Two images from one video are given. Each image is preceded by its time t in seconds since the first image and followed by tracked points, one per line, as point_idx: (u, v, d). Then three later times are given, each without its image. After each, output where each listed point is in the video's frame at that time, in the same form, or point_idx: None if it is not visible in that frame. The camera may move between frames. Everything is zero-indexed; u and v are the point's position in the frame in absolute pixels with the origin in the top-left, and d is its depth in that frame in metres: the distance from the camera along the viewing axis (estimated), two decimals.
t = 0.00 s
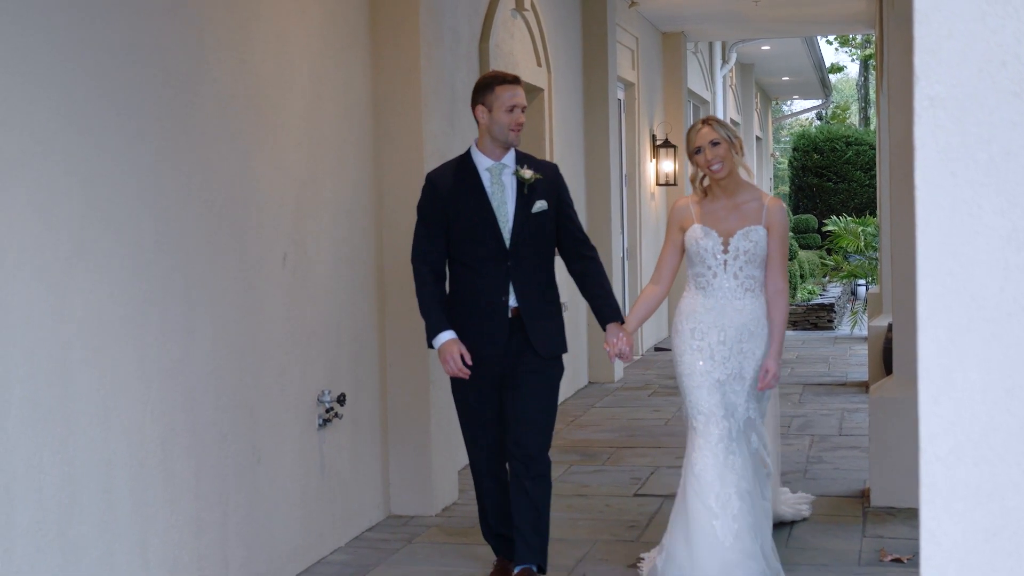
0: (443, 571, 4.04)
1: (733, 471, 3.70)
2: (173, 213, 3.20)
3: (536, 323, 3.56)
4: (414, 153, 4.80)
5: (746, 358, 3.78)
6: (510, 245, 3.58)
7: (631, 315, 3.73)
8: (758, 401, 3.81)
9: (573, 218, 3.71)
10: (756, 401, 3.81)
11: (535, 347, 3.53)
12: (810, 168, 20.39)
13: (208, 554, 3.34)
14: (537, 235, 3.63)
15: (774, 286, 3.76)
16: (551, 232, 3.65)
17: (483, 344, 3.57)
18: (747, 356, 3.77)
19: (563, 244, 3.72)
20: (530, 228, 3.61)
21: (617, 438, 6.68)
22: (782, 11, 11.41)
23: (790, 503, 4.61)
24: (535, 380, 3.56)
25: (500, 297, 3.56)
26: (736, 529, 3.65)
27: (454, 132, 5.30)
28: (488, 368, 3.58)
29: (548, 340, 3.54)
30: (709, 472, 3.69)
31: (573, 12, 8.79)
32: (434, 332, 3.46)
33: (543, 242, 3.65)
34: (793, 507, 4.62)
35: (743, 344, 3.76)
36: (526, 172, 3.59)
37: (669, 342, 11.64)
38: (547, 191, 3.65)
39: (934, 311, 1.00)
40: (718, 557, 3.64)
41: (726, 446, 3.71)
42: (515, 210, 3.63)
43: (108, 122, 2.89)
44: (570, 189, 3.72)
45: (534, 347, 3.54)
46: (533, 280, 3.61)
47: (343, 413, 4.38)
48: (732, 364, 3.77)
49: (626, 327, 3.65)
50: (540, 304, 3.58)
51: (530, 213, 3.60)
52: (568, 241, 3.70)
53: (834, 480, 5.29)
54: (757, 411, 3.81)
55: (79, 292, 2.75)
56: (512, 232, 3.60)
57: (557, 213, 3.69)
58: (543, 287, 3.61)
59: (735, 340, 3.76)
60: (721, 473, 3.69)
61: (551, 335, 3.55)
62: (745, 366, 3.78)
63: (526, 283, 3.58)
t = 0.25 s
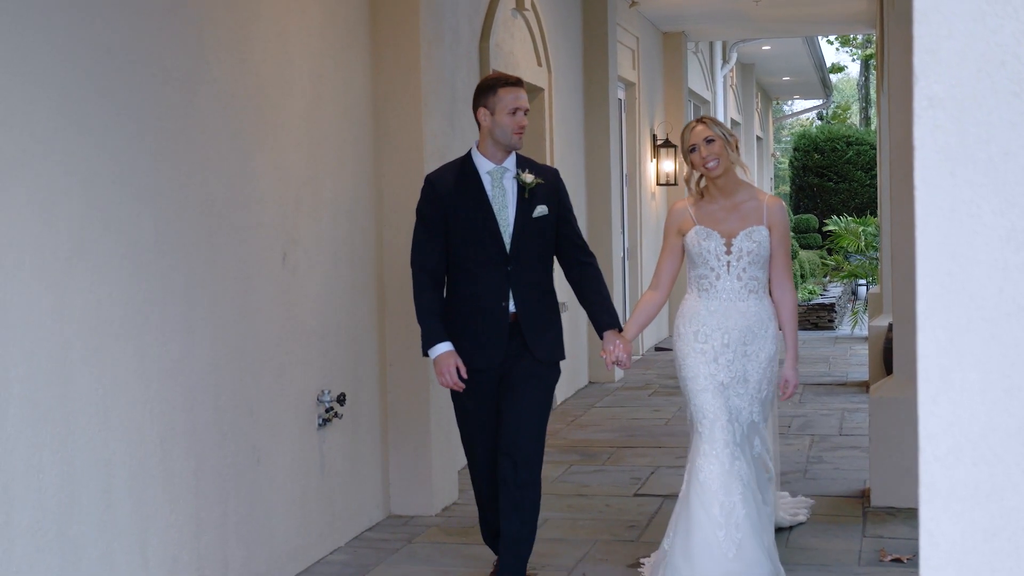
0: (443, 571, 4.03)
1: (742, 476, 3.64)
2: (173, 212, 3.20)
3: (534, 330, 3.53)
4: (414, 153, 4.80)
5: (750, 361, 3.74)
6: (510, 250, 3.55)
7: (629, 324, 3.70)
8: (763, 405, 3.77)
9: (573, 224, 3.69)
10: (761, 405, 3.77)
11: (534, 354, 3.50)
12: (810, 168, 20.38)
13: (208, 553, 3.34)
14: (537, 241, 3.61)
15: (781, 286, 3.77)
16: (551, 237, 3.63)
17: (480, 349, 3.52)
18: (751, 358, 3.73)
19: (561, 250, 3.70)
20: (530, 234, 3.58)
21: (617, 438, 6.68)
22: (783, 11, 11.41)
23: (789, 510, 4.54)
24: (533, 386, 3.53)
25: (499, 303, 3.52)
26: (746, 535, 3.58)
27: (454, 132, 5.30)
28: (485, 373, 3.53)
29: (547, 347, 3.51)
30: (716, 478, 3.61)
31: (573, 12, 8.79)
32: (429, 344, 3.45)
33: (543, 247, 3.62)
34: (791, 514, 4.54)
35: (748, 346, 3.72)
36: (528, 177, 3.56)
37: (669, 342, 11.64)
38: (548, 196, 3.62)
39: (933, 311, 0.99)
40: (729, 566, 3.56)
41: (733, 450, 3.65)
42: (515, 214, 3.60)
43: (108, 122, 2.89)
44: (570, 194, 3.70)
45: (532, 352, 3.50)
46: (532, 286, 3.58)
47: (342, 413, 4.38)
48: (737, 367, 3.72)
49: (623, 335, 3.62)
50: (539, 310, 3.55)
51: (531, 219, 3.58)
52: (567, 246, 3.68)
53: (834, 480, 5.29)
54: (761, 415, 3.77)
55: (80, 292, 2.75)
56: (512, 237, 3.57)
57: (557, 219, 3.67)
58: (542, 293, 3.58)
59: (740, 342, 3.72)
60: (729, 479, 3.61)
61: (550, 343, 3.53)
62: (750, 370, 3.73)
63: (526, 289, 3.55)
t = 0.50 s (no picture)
0: (443, 571, 4.04)
1: (745, 476, 3.62)
2: (173, 212, 3.20)
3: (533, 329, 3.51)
4: (414, 152, 4.80)
5: (754, 359, 3.71)
6: (509, 248, 3.53)
7: (628, 325, 3.67)
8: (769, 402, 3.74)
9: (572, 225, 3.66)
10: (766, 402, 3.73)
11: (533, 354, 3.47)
12: (811, 168, 20.38)
13: (208, 553, 3.34)
14: (536, 240, 3.57)
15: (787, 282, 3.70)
16: (550, 237, 3.60)
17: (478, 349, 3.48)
18: (754, 356, 3.70)
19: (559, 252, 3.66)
20: (530, 232, 3.56)
21: (617, 437, 6.68)
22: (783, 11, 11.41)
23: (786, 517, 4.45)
24: (531, 387, 3.50)
25: (498, 301, 3.50)
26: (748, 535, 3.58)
27: (454, 131, 5.30)
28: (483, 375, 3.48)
29: (545, 347, 3.50)
30: (717, 478, 3.61)
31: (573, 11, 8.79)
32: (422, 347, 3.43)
33: (542, 247, 3.59)
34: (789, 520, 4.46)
35: (751, 345, 3.69)
36: (529, 175, 3.54)
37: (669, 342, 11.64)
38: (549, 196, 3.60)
39: (932, 312, 0.99)
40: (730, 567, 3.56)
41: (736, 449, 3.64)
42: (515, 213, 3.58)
43: (108, 121, 2.89)
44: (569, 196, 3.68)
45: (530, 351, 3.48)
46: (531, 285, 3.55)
47: (342, 413, 4.38)
48: (739, 366, 3.69)
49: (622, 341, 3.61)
50: (537, 309, 3.53)
51: (531, 218, 3.55)
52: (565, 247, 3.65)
53: (835, 480, 5.28)
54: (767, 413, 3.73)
55: (79, 291, 2.75)
56: (511, 235, 3.55)
57: (556, 219, 3.64)
58: (541, 293, 3.55)
59: (742, 341, 3.69)
60: (730, 479, 3.61)
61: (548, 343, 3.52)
62: (753, 368, 3.70)
63: (525, 289, 3.52)
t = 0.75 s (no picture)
0: (444, 571, 4.04)
1: (748, 476, 3.62)
2: (174, 212, 3.20)
3: (533, 326, 3.44)
4: (414, 153, 4.80)
5: (758, 356, 3.68)
6: (507, 245, 3.45)
7: (626, 322, 3.64)
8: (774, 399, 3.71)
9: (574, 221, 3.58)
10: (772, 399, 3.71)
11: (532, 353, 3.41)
12: (812, 168, 20.38)
13: (209, 553, 3.34)
14: (537, 236, 3.50)
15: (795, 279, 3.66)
16: (550, 234, 3.53)
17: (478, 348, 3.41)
18: (758, 355, 3.67)
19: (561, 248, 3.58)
20: (529, 229, 3.49)
21: (618, 437, 6.67)
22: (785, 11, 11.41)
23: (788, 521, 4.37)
24: (531, 385, 3.42)
25: (497, 298, 3.42)
26: (750, 535, 3.59)
27: (455, 131, 5.30)
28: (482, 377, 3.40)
29: (546, 344, 3.44)
30: (720, 478, 3.62)
31: (575, 11, 8.79)
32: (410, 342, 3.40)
33: (543, 243, 3.52)
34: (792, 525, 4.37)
35: (754, 343, 3.67)
36: (530, 171, 3.47)
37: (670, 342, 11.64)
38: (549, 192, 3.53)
39: (933, 312, 0.99)
40: (734, 566, 3.59)
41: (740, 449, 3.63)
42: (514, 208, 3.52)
43: (109, 121, 2.90)
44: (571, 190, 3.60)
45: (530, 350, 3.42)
46: (531, 282, 3.48)
47: (343, 413, 4.38)
48: (742, 365, 3.67)
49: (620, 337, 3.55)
50: (537, 307, 3.45)
51: (530, 214, 3.48)
52: (567, 245, 3.56)
53: (836, 480, 5.28)
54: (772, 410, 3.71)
55: (81, 291, 2.75)
56: (510, 231, 3.48)
57: (557, 215, 3.57)
58: (541, 290, 3.48)
59: (746, 339, 3.66)
60: (732, 480, 3.63)
61: (549, 339, 3.45)
62: (758, 366, 3.67)
63: (525, 285, 3.45)
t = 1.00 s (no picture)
0: (446, 571, 4.04)
1: (753, 474, 3.59)
2: (175, 213, 3.20)
3: (532, 328, 3.38)
4: (416, 153, 4.80)
5: (761, 356, 3.67)
6: (506, 245, 3.39)
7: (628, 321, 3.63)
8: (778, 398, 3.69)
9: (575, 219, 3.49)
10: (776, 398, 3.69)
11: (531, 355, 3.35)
12: (815, 168, 20.37)
13: (210, 554, 3.34)
14: (536, 237, 3.43)
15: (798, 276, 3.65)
16: (550, 233, 3.46)
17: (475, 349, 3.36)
18: (761, 353, 3.66)
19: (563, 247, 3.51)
20: (527, 229, 3.42)
21: (620, 438, 6.67)
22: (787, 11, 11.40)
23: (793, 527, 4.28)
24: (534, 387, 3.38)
25: (496, 300, 3.37)
26: (758, 534, 3.56)
27: (457, 132, 5.30)
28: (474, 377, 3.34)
29: (543, 347, 3.37)
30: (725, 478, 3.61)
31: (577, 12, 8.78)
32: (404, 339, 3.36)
33: (543, 244, 3.45)
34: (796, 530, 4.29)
35: (756, 342, 3.66)
36: (527, 169, 3.40)
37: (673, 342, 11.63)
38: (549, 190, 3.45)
39: (934, 313, 0.99)
40: (742, 567, 3.54)
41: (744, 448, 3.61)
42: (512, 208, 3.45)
43: (111, 122, 2.90)
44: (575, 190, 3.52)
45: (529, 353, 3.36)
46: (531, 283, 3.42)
47: (345, 413, 4.38)
48: (744, 363, 3.66)
49: (624, 336, 3.49)
50: (536, 309, 3.39)
51: (528, 213, 3.42)
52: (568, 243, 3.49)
53: (838, 481, 5.27)
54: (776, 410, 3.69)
55: (83, 292, 2.76)
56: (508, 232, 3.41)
57: (559, 214, 3.49)
58: (540, 291, 3.42)
59: (747, 338, 3.65)
60: (738, 479, 3.60)
61: (548, 341, 3.38)
62: (760, 365, 3.66)
63: (525, 286, 3.39)
